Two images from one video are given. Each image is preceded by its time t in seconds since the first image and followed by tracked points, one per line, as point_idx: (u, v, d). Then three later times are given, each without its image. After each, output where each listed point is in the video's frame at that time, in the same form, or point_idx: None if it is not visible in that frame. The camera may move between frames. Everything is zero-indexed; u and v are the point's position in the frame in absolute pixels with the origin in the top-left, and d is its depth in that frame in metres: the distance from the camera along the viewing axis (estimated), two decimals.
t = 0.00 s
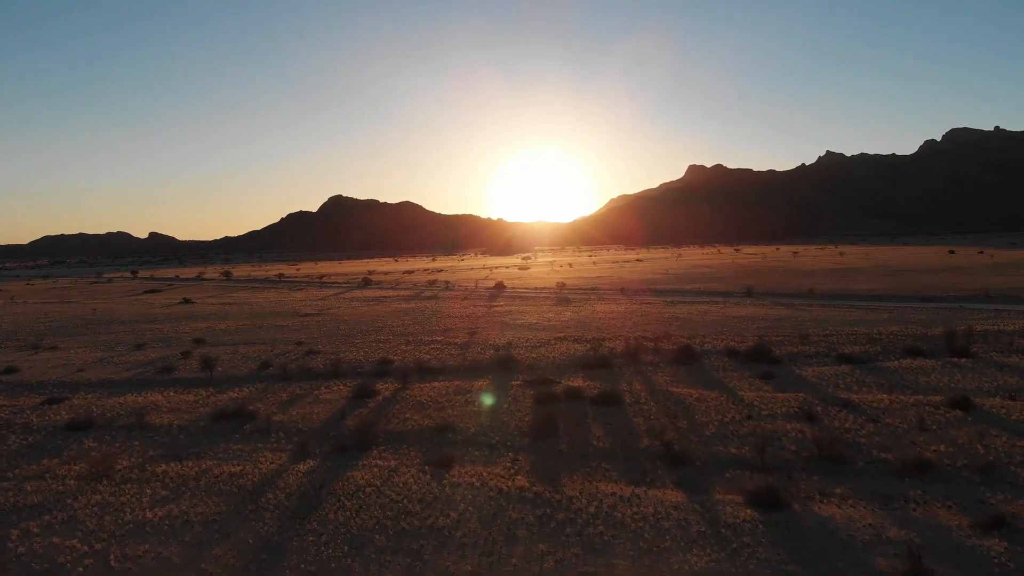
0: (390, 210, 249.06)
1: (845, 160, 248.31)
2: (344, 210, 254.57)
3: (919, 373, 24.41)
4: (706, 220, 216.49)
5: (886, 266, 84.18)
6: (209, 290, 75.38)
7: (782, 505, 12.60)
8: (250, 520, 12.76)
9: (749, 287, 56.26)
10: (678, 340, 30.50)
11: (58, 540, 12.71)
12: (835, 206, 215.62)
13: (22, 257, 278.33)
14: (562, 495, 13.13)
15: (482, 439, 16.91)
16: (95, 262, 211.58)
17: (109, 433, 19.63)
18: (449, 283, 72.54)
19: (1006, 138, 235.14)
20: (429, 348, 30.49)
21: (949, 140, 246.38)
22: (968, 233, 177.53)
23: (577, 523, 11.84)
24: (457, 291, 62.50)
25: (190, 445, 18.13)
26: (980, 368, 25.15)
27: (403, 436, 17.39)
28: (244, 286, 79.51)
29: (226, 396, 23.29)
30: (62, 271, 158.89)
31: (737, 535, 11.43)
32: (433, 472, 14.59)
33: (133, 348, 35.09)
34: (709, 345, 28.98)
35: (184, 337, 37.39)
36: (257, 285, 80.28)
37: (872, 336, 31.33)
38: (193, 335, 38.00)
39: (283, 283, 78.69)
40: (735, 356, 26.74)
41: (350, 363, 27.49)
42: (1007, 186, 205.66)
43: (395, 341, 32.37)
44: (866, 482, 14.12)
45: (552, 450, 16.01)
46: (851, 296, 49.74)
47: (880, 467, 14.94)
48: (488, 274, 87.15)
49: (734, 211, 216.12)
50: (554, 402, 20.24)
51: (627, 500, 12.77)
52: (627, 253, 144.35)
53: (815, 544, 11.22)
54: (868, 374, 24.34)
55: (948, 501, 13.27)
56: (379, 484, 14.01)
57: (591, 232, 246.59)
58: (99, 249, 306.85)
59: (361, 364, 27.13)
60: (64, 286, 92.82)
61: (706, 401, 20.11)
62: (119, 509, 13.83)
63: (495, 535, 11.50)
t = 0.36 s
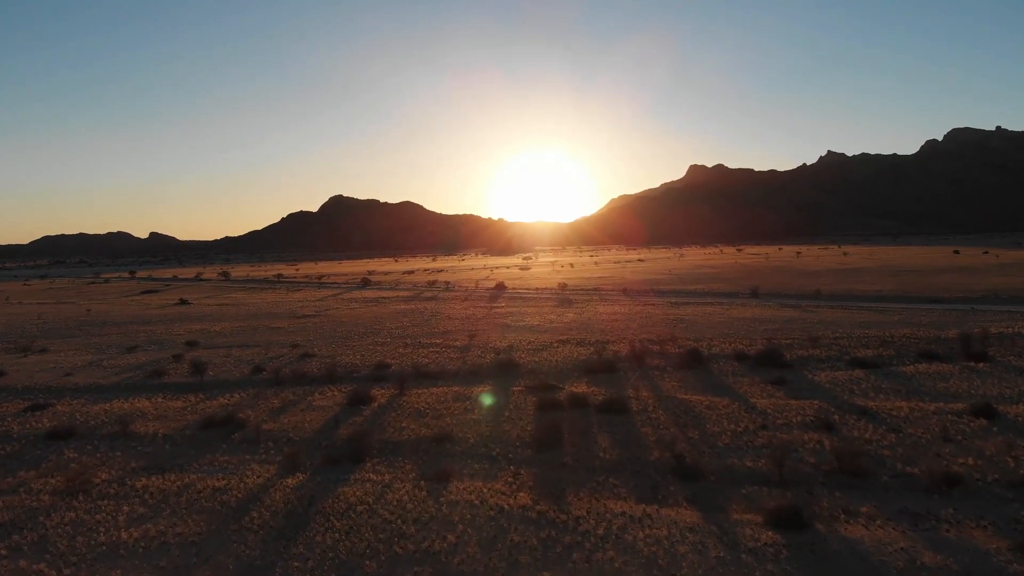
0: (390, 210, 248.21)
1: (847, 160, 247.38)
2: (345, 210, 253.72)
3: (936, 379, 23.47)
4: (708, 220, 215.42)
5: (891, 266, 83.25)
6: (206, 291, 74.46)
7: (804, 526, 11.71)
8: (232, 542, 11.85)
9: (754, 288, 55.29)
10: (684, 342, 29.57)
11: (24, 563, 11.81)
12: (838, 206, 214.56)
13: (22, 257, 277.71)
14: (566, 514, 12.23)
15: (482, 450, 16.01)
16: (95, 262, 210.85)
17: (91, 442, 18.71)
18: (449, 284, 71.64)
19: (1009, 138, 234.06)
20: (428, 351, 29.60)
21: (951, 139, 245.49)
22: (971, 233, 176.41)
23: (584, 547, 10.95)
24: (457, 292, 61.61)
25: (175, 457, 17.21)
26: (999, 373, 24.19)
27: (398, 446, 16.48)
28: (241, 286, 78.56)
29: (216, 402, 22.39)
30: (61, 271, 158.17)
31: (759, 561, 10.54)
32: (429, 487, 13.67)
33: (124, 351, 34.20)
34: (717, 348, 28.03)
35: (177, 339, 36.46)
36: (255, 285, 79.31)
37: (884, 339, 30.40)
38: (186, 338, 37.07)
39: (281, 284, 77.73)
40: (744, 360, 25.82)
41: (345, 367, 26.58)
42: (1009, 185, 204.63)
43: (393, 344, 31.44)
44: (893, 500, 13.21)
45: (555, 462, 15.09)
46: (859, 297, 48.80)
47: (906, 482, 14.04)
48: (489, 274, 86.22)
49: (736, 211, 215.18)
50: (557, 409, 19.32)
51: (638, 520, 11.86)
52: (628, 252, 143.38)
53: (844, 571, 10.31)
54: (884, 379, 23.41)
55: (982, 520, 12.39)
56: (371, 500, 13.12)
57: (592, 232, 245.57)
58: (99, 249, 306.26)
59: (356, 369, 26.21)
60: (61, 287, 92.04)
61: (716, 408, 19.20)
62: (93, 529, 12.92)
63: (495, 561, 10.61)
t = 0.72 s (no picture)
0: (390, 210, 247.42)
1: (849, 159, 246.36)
2: (345, 210, 252.92)
3: (956, 385, 22.51)
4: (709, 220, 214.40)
5: (896, 267, 82.26)
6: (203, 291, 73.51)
7: (831, 551, 10.81)
8: (210, 568, 10.95)
9: (759, 288, 54.39)
10: (691, 346, 28.62)
11: None
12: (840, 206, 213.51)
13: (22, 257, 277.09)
14: (573, 537, 11.33)
15: (482, 463, 15.10)
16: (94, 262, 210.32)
17: (71, 453, 17.80)
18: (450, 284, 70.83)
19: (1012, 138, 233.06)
20: (426, 354, 28.66)
21: (953, 139, 244.51)
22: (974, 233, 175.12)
23: None
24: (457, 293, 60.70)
25: (157, 470, 16.30)
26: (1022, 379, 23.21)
27: (393, 459, 15.58)
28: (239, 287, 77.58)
29: (204, 409, 21.46)
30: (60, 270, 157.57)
31: None
32: (425, 506, 12.76)
33: (114, 354, 33.29)
34: (726, 352, 27.07)
35: (169, 342, 35.53)
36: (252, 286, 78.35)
37: (898, 343, 29.44)
38: (178, 340, 36.12)
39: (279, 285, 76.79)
40: (754, 365, 24.88)
41: (340, 371, 25.64)
42: (1013, 185, 203.52)
43: (390, 347, 30.50)
44: (924, 521, 12.30)
45: (560, 477, 14.20)
46: (867, 298, 47.86)
47: (936, 500, 13.15)
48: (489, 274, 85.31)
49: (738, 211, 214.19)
50: (561, 418, 18.40)
51: (651, 545, 10.96)
52: (630, 252, 142.54)
53: None
54: (901, 385, 22.46)
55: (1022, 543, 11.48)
56: (363, 521, 12.22)
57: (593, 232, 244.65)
58: (100, 249, 305.72)
59: (352, 373, 25.27)
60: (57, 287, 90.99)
61: (728, 417, 18.27)
62: (62, 552, 12.02)
63: None
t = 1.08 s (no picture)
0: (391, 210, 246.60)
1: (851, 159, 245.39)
2: (345, 210, 252.04)
3: (978, 392, 21.56)
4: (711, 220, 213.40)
5: (902, 268, 81.26)
6: (200, 292, 72.58)
7: None
8: None
9: (765, 289, 53.44)
10: (699, 350, 27.66)
11: None
12: (843, 206, 212.43)
13: (22, 257, 276.45)
14: (581, 565, 10.41)
15: (482, 478, 14.16)
16: (94, 262, 209.50)
17: (47, 466, 16.85)
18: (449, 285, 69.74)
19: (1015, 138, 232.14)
20: (424, 358, 27.71)
21: (956, 139, 243.56)
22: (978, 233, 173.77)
23: None
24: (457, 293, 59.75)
25: (137, 484, 15.35)
26: None
27: (388, 473, 14.63)
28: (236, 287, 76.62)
29: (191, 418, 20.50)
30: (59, 271, 156.77)
31: None
32: (420, 529, 11.83)
33: (104, 357, 32.33)
34: (735, 356, 26.08)
35: (160, 345, 34.56)
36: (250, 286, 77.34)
37: (912, 347, 28.47)
38: (170, 344, 35.14)
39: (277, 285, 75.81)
40: (765, 370, 23.91)
41: (335, 377, 24.68)
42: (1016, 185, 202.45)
43: (387, 351, 29.55)
44: (960, 545, 11.40)
45: (566, 494, 13.26)
46: (875, 299, 46.91)
47: (971, 521, 12.23)
48: (490, 274, 84.36)
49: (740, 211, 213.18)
50: (565, 426, 17.41)
51: None
52: (631, 253, 141.76)
53: None
54: (921, 392, 21.50)
55: None
56: (353, 546, 11.28)
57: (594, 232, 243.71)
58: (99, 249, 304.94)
59: (347, 379, 24.31)
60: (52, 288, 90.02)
61: (742, 427, 17.31)
62: None
63: None
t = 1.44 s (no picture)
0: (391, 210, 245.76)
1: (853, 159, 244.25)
2: (345, 210, 251.18)
3: (1002, 399, 20.61)
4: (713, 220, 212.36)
5: (908, 268, 80.21)
6: (196, 292, 71.71)
7: None
8: None
9: (769, 290, 52.51)
10: (707, 354, 26.72)
11: None
12: (845, 206, 211.37)
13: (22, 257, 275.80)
14: None
15: (481, 495, 13.25)
16: (93, 263, 208.70)
17: (22, 480, 15.94)
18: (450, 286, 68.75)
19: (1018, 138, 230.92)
20: (422, 362, 26.80)
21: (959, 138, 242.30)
22: (982, 232, 172.59)
23: None
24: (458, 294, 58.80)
25: (114, 502, 14.43)
26: None
27: (381, 490, 13.72)
28: (234, 288, 75.73)
29: (177, 427, 19.55)
30: (58, 271, 156.08)
31: None
32: (414, 555, 10.94)
33: (92, 361, 31.38)
34: (745, 361, 25.12)
35: (152, 348, 33.66)
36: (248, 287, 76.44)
37: (928, 351, 27.50)
38: (162, 346, 34.23)
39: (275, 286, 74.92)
40: (777, 376, 22.98)
41: (330, 382, 23.77)
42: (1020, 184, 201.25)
43: (385, 354, 28.62)
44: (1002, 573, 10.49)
45: (572, 513, 12.35)
46: (884, 300, 45.92)
47: (1011, 545, 11.33)
48: (491, 274, 83.56)
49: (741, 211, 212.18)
50: (570, 437, 16.50)
51: None
52: (633, 253, 140.78)
53: None
54: (941, 400, 20.56)
55: None
56: None
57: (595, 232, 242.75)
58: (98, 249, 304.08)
59: (342, 385, 23.41)
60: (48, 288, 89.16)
61: (756, 438, 16.40)
62: None
63: None
